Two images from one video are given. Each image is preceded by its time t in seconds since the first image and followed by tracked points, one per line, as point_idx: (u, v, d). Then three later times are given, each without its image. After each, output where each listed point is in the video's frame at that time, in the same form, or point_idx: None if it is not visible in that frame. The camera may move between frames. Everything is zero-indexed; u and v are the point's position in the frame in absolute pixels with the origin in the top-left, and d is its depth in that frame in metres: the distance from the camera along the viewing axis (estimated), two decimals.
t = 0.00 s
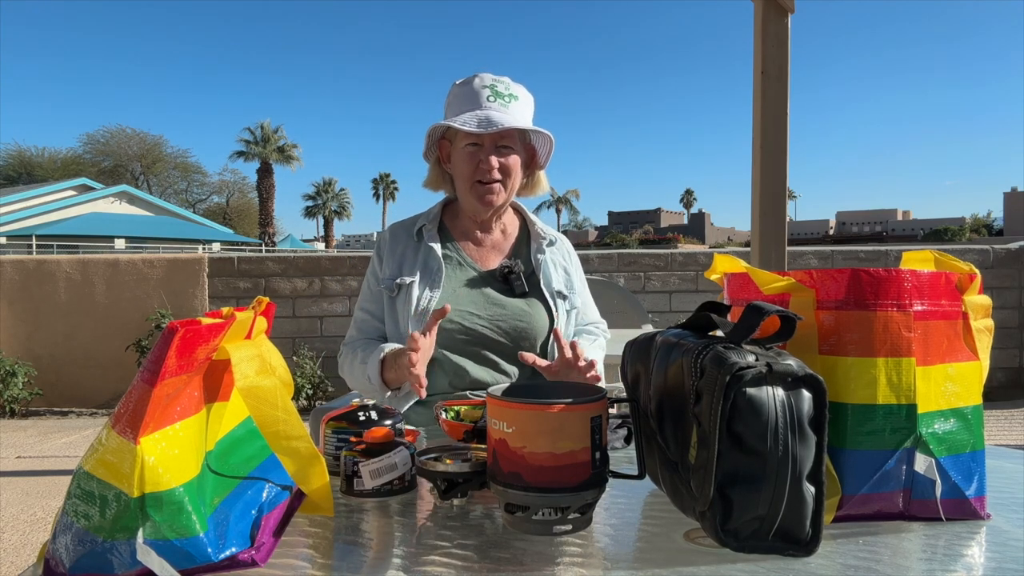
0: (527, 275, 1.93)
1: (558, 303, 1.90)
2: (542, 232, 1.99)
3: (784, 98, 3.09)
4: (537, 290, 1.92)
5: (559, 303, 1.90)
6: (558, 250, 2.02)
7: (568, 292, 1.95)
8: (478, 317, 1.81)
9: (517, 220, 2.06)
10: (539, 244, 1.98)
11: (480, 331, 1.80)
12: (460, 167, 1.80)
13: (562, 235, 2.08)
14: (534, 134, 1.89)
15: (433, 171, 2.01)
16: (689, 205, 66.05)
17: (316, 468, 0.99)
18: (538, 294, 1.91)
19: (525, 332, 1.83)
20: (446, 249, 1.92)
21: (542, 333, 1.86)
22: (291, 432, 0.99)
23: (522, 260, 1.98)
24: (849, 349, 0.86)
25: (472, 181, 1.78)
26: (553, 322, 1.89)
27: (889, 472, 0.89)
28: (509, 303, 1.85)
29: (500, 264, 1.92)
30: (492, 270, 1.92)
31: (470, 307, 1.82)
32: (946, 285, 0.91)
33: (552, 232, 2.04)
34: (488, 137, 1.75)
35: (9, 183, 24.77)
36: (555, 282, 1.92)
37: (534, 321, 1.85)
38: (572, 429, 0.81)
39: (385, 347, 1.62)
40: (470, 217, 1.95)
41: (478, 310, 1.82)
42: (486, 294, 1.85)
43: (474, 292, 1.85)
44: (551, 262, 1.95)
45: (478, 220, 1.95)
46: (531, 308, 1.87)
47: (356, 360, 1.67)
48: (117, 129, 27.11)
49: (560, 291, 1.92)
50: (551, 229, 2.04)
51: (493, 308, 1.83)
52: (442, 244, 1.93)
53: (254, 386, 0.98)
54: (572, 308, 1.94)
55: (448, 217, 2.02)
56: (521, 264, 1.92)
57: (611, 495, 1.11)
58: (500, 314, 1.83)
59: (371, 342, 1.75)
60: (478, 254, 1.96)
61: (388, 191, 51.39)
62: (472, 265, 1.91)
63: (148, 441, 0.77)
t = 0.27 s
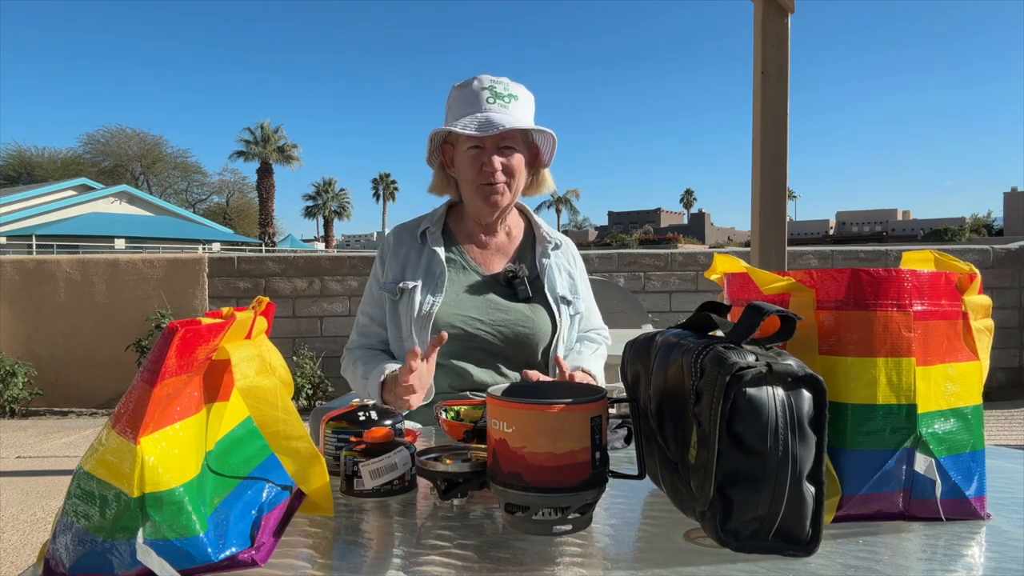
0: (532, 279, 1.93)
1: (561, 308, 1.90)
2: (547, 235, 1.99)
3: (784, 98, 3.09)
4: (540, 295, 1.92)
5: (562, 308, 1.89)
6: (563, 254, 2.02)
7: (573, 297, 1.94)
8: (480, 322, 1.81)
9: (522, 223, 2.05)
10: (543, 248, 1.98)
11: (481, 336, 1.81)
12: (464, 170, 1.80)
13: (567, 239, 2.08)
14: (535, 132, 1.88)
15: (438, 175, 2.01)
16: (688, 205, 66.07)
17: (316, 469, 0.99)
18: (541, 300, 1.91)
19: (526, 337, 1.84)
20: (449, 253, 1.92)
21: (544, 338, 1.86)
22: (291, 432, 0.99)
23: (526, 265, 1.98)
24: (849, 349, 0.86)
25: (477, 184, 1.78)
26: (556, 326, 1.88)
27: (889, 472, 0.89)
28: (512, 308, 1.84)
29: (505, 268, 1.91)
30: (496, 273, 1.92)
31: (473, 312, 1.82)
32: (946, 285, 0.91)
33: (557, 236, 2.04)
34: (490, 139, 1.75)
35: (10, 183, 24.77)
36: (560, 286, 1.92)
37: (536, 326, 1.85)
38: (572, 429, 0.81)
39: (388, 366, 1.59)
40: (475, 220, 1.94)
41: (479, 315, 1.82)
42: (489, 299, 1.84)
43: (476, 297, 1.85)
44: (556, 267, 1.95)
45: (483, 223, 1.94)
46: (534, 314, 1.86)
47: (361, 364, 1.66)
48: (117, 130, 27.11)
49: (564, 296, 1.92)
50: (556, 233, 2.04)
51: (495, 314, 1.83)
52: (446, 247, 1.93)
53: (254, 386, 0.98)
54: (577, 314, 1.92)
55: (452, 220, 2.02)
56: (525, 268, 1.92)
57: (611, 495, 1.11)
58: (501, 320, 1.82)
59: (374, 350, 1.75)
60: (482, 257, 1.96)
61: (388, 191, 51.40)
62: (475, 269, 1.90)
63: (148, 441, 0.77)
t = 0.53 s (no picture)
0: (535, 283, 1.93)
1: (564, 314, 1.89)
2: (553, 237, 1.99)
3: (784, 98, 3.09)
4: (543, 300, 1.92)
5: (565, 314, 1.89)
6: (568, 256, 2.01)
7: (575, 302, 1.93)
8: (481, 326, 1.81)
9: (527, 223, 2.05)
10: (548, 251, 1.97)
11: (482, 339, 1.81)
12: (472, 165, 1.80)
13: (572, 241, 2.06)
14: (548, 131, 1.88)
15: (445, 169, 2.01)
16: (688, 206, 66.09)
17: (316, 468, 0.99)
18: (544, 304, 1.91)
19: (529, 343, 1.83)
20: (453, 253, 1.92)
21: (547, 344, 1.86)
22: (291, 432, 0.99)
23: (530, 268, 1.97)
24: (849, 349, 0.86)
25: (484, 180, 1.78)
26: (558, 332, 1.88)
27: (889, 472, 0.89)
28: (515, 314, 1.83)
29: (507, 272, 1.91)
30: (499, 276, 1.91)
31: (475, 316, 1.82)
32: (946, 285, 0.91)
33: (562, 238, 2.03)
34: (501, 133, 1.75)
35: (9, 183, 24.78)
36: (562, 292, 1.92)
37: (539, 332, 1.84)
38: (573, 429, 0.81)
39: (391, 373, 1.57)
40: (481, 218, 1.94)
41: (481, 319, 1.82)
42: (492, 304, 1.84)
43: (480, 301, 1.84)
44: (560, 271, 1.94)
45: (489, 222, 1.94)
46: (537, 319, 1.85)
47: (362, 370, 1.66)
48: (117, 130, 27.10)
49: (567, 302, 1.91)
50: (561, 235, 2.03)
51: (497, 318, 1.82)
52: (450, 247, 1.93)
53: (254, 386, 0.98)
54: (579, 318, 1.92)
55: (457, 218, 2.02)
56: (528, 271, 1.92)
57: (611, 495, 1.11)
58: (503, 324, 1.82)
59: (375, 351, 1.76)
60: (487, 258, 1.96)
61: (388, 191, 51.43)
62: (481, 270, 1.90)
63: (148, 441, 0.77)
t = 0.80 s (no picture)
0: (538, 283, 1.93)
1: (568, 314, 1.90)
2: (554, 234, 1.98)
3: (784, 99, 3.09)
4: (547, 300, 1.92)
5: (569, 314, 1.90)
6: (569, 253, 2.01)
7: (579, 301, 1.94)
8: (484, 331, 1.80)
9: (526, 221, 2.06)
10: (551, 248, 1.97)
11: (486, 345, 1.80)
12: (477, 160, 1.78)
13: (573, 236, 2.06)
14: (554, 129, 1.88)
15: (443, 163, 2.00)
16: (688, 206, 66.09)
17: (316, 468, 0.99)
18: (548, 305, 1.91)
19: (533, 345, 1.83)
20: (452, 254, 1.91)
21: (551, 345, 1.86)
22: (291, 432, 0.99)
23: (532, 266, 1.97)
24: (849, 349, 0.86)
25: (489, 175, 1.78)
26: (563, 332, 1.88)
27: (889, 472, 0.89)
28: (517, 316, 1.83)
29: (508, 273, 1.91)
30: (500, 277, 1.92)
31: (478, 321, 1.82)
32: (946, 285, 0.91)
33: (564, 234, 2.03)
34: (509, 131, 1.74)
35: (9, 182, 24.78)
36: (566, 291, 1.92)
37: (542, 334, 1.84)
38: (573, 429, 0.81)
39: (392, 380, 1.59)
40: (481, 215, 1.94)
41: (484, 324, 1.81)
42: (495, 308, 1.84)
43: (482, 305, 1.84)
44: (563, 270, 1.95)
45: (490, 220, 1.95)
46: (540, 321, 1.85)
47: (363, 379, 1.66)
48: (117, 130, 27.11)
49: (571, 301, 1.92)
50: (563, 232, 2.03)
51: (501, 322, 1.82)
52: (449, 248, 1.93)
53: (254, 386, 0.98)
54: (583, 316, 1.93)
55: (455, 216, 2.03)
56: (531, 271, 1.92)
57: (611, 495, 1.11)
58: (507, 328, 1.81)
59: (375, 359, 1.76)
60: (487, 258, 1.96)
61: (388, 191, 51.44)
62: (482, 272, 1.90)
63: (148, 441, 0.77)
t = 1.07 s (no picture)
0: (534, 276, 1.93)
1: (564, 309, 1.91)
2: (551, 228, 1.99)
3: (784, 99, 3.09)
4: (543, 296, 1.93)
5: (565, 308, 1.91)
6: (566, 247, 2.03)
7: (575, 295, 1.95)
8: (479, 328, 1.80)
9: (522, 214, 2.07)
10: (546, 242, 1.98)
11: (481, 342, 1.79)
12: (475, 141, 1.78)
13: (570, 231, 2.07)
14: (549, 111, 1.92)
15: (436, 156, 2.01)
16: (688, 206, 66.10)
17: (316, 468, 0.99)
18: (544, 300, 1.92)
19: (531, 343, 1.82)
20: (446, 248, 1.92)
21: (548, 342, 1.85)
22: (291, 432, 0.99)
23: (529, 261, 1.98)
24: (849, 349, 0.86)
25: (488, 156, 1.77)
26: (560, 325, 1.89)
27: (889, 472, 0.89)
28: (513, 312, 1.83)
29: (505, 266, 1.91)
30: (496, 271, 1.91)
31: (473, 317, 1.81)
32: (946, 285, 0.91)
33: (560, 229, 2.04)
34: (507, 108, 1.76)
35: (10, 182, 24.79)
36: (563, 286, 1.93)
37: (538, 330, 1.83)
38: (572, 429, 0.81)
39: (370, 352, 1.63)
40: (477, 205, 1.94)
41: (479, 320, 1.81)
42: (489, 301, 1.84)
43: (476, 299, 1.84)
44: (559, 264, 1.95)
45: (490, 207, 1.94)
46: (536, 316, 1.86)
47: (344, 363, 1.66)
48: (117, 129, 27.10)
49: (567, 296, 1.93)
50: (558, 227, 2.03)
51: (496, 318, 1.81)
52: (443, 240, 1.93)
53: (254, 386, 0.98)
54: (580, 310, 1.94)
55: (449, 210, 2.03)
56: (528, 265, 1.92)
57: (611, 495, 1.12)
58: (503, 325, 1.80)
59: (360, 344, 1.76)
60: (482, 252, 1.96)
61: (388, 191, 51.44)
62: (477, 265, 1.90)
63: (148, 441, 0.77)
